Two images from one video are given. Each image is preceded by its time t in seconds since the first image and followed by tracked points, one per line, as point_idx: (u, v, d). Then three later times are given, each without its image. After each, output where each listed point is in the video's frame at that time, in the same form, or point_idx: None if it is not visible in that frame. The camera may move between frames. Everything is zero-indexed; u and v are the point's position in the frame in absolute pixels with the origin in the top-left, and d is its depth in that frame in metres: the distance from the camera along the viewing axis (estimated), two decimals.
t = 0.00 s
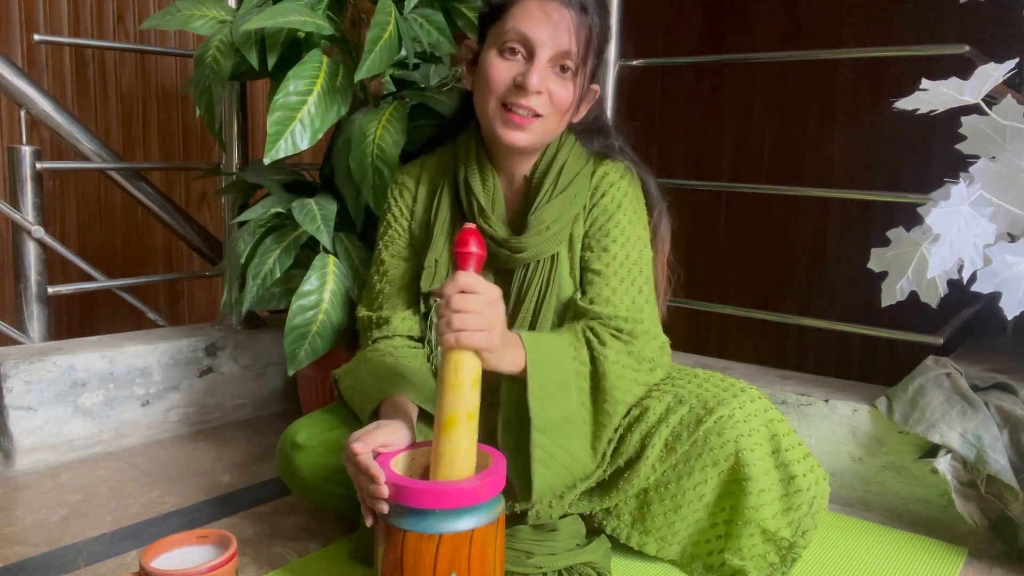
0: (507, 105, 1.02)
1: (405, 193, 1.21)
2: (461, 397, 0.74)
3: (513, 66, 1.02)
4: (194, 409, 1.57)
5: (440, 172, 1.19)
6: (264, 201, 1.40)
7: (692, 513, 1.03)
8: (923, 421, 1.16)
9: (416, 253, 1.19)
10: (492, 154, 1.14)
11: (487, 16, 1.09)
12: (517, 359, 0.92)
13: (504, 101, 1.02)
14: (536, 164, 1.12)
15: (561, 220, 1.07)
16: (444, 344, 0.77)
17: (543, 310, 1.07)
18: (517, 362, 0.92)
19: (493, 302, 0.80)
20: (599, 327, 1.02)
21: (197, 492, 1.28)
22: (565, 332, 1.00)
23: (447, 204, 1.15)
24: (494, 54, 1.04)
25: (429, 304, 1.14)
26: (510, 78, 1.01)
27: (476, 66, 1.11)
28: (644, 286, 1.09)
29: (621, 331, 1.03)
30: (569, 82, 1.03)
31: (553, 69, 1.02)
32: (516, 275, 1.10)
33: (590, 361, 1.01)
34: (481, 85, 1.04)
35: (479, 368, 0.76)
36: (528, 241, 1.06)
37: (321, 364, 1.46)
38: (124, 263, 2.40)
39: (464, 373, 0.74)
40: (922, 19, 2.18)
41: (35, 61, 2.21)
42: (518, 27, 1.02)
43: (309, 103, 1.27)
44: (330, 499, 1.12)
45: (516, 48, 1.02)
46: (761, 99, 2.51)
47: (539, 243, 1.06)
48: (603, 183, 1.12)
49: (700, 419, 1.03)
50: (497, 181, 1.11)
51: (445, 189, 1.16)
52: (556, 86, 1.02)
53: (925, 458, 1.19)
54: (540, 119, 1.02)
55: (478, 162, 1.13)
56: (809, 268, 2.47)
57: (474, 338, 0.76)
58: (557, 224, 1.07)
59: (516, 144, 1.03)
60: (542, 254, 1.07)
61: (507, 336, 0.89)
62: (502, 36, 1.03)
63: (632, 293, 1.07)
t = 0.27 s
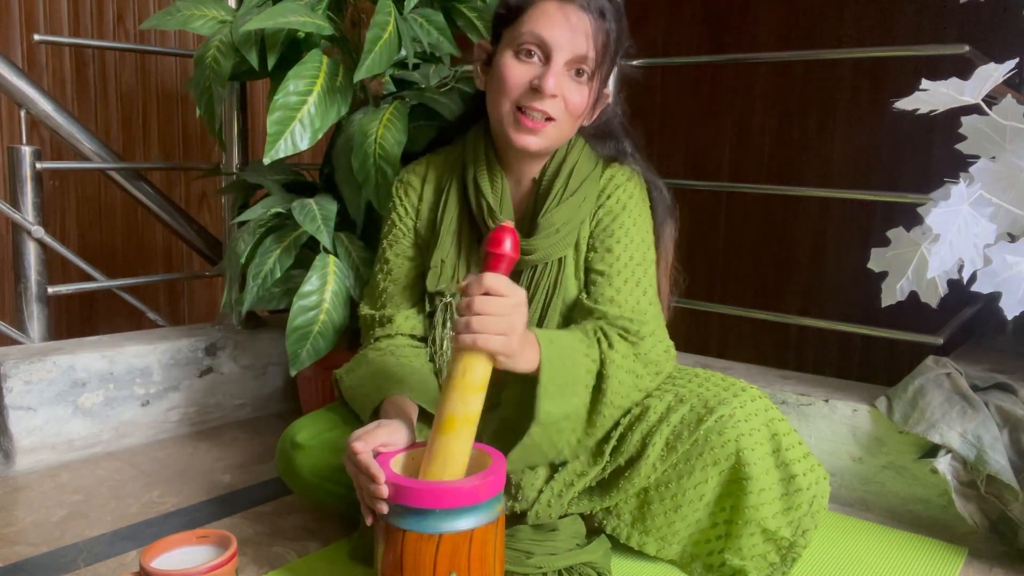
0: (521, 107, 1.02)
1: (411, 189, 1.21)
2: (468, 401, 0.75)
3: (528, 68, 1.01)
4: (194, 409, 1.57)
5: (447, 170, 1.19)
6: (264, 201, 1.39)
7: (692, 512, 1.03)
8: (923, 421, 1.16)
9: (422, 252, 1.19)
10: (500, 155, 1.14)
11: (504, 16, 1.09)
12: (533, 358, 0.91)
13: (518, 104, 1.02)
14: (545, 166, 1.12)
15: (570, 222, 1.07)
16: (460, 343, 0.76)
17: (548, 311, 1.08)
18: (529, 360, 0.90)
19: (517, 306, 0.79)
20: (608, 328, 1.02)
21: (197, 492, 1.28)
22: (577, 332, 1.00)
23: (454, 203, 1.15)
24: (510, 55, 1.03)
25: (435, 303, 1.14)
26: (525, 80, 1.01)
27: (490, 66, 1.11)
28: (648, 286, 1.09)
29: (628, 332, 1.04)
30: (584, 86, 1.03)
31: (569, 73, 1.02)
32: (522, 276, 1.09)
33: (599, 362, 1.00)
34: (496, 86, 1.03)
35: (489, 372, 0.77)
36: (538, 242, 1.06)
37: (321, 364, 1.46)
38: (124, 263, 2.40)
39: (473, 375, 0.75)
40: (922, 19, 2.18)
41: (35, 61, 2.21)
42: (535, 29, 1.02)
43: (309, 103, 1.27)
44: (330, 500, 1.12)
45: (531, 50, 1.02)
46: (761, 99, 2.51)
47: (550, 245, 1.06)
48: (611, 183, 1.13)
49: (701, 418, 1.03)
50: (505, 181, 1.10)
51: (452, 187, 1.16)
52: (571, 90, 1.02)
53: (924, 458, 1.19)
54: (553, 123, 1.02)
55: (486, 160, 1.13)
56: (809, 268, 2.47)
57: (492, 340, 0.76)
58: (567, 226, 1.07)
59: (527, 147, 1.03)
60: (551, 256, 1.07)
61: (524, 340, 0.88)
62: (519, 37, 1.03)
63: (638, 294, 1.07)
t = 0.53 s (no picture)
0: (525, 107, 1.01)
1: (413, 191, 1.20)
2: (461, 398, 0.75)
3: (531, 68, 1.01)
4: (194, 409, 1.57)
5: (451, 171, 1.19)
6: (264, 201, 1.39)
7: (692, 514, 1.03)
8: (923, 421, 1.16)
9: (424, 253, 1.18)
10: (504, 156, 1.14)
11: (507, 17, 1.09)
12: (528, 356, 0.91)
13: (522, 103, 1.01)
14: (549, 168, 1.12)
15: (574, 225, 1.07)
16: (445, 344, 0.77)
17: (551, 314, 1.07)
18: (522, 361, 0.90)
19: (493, 302, 0.80)
20: (603, 329, 1.03)
21: (197, 492, 1.28)
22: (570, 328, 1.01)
23: (458, 204, 1.15)
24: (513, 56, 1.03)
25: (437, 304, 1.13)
26: (529, 80, 1.01)
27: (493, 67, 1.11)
28: (650, 289, 1.09)
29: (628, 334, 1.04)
30: (587, 86, 1.03)
31: (572, 73, 1.02)
32: (526, 278, 1.10)
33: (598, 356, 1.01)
34: (499, 87, 1.03)
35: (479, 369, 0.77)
36: (541, 246, 1.06)
37: (321, 364, 1.46)
38: (124, 263, 2.40)
39: (463, 373, 0.75)
40: (922, 19, 2.18)
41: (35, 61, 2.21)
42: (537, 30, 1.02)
43: (309, 103, 1.27)
44: (330, 499, 1.12)
45: (535, 50, 1.02)
46: (761, 99, 2.51)
47: (553, 248, 1.06)
48: (615, 186, 1.12)
49: (700, 420, 1.03)
50: (509, 182, 1.11)
51: (456, 189, 1.16)
52: (575, 90, 1.02)
53: (924, 458, 1.19)
54: (557, 122, 1.02)
55: (490, 162, 1.13)
56: (810, 268, 2.47)
57: (474, 337, 0.77)
58: (571, 229, 1.07)
59: (532, 147, 1.03)
60: (555, 259, 1.07)
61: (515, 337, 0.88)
62: (522, 38, 1.02)
63: (639, 299, 1.07)
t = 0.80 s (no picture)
0: (523, 106, 1.01)
1: (410, 190, 1.20)
2: (469, 401, 0.75)
3: (529, 67, 1.01)
4: (194, 409, 1.57)
5: (447, 170, 1.19)
6: (264, 201, 1.39)
7: (692, 514, 1.03)
8: (923, 421, 1.16)
9: (421, 251, 1.19)
10: (499, 154, 1.13)
11: (506, 16, 1.08)
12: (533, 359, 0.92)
13: (520, 102, 1.01)
14: (545, 164, 1.11)
15: (570, 221, 1.07)
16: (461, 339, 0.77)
17: (548, 313, 1.08)
18: (532, 362, 0.92)
19: (518, 305, 0.80)
20: (606, 330, 1.03)
21: (197, 492, 1.28)
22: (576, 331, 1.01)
23: (453, 204, 1.15)
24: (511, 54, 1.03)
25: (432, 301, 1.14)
26: (527, 79, 1.01)
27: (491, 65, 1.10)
28: (649, 289, 1.09)
29: (630, 336, 1.04)
30: (585, 85, 1.03)
31: (569, 72, 1.02)
32: (521, 277, 1.10)
33: (598, 363, 1.01)
34: (497, 85, 1.03)
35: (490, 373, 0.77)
36: (536, 243, 1.06)
37: (321, 364, 1.45)
38: (124, 263, 2.40)
39: (476, 374, 0.75)
40: (922, 19, 2.18)
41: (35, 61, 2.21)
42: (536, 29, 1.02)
43: (309, 103, 1.27)
44: (330, 499, 1.12)
45: (533, 49, 1.02)
46: (761, 99, 2.51)
47: (548, 245, 1.06)
48: (611, 184, 1.13)
49: (700, 420, 1.03)
50: (504, 182, 1.10)
51: (452, 186, 1.16)
52: (572, 89, 1.02)
53: (924, 458, 1.19)
54: (554, 121, 1.02)
55: (484, 162, 1.12)
56: (810, 268, 2.47)
57: (494, 339, 0.77)
58: (565, 226, 1.07)
59: (529, 145, 1.03)
60: (550, 256, 1.07)
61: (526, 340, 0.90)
62: (521, 36, 1.02)
63: (640, 299, 1.07)
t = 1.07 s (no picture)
0: (518, 102, 1.02)
1: (409, 189, 1.20)
2: (460, 398, 0.74)
3: (524, 64, 1.02)
4: (194, 409, 1.57)
5: (445, 168, 1.20)
6: (264, 201, 1.39)
7: (692, 513, 1.03)
8: (923, 421, 1.16)
9: (420, 249, 1.18)
10: (496, 151, 1.14)
11: (502, 14, 1.08)
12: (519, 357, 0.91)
13: (515, 98, 1.02)
14: (543, 159, 1.11)
15: (564, 216, 1.07)
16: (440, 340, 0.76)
17: (545, 309, 1.08)
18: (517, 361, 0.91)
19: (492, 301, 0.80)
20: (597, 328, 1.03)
21: (197, 492, 1.28)
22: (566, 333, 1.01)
23: (451, 201, 1.15)
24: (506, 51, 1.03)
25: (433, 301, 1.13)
26: (522, 75, 1.01)
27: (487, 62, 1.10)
28: (644, 285, 1.09)
29: (625, 331, 1.04)
30: (580, 83, 1.03)
31: (565, 69, 1.02)
32: (516, 274, 1.10)
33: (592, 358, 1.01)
34: (492, 82, 1.04)
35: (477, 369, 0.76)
36: (530, 239, 1.05)
37: (321, 364, 1.46)
38: (124, 263, 2.40)
39: (462, 374, 0.74)
40: (922, 19, 2.18)
41: (35, 61, 2.21)
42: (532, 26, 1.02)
43: (309, 103, 1.27)
44: (330, 500, 1.12)
45: (528, 46, 1.02)
46: (761, 99, 2.51)
47: (542, 241, 1.06)
48: (605, 182, 1.12)
49: (700, 419, 1.03)
50: (501, 178, 1.11)
51: (449, 184, 1.16)
52: (568, 86, 1.02)
53: (924, 458, 1.19)
54: (549, 118, 1.02)
55: (482, 159, 1.13)
56: (809, 268, 2.47)
57: (471, 335, 0.76)
58: (559, 222, 1.07)
59: (523, 143, 1.03)
60: (545, 252, 1.07)
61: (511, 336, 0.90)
62: (517, 33, 1.03)
63: (635, 297, 1.07)
